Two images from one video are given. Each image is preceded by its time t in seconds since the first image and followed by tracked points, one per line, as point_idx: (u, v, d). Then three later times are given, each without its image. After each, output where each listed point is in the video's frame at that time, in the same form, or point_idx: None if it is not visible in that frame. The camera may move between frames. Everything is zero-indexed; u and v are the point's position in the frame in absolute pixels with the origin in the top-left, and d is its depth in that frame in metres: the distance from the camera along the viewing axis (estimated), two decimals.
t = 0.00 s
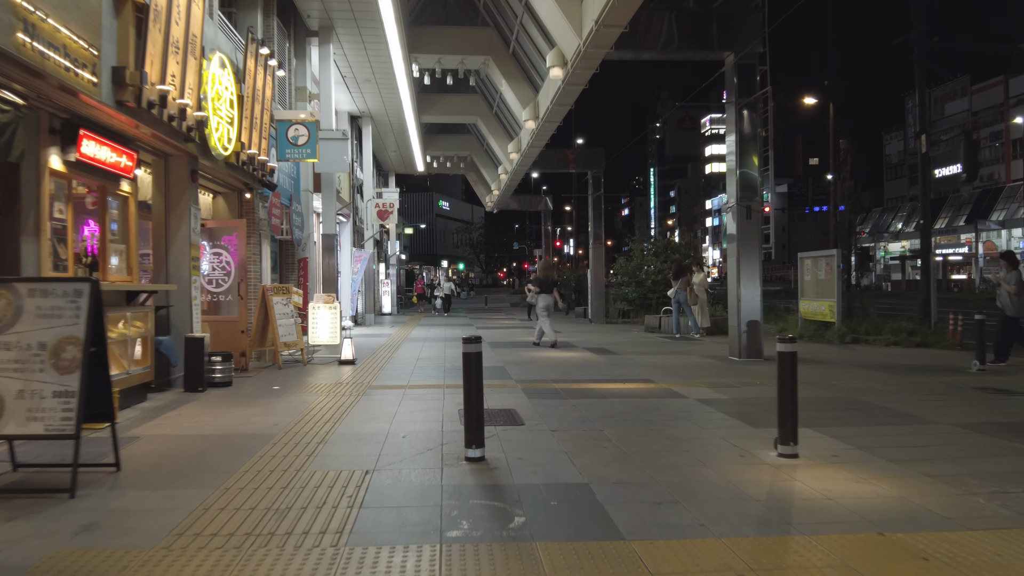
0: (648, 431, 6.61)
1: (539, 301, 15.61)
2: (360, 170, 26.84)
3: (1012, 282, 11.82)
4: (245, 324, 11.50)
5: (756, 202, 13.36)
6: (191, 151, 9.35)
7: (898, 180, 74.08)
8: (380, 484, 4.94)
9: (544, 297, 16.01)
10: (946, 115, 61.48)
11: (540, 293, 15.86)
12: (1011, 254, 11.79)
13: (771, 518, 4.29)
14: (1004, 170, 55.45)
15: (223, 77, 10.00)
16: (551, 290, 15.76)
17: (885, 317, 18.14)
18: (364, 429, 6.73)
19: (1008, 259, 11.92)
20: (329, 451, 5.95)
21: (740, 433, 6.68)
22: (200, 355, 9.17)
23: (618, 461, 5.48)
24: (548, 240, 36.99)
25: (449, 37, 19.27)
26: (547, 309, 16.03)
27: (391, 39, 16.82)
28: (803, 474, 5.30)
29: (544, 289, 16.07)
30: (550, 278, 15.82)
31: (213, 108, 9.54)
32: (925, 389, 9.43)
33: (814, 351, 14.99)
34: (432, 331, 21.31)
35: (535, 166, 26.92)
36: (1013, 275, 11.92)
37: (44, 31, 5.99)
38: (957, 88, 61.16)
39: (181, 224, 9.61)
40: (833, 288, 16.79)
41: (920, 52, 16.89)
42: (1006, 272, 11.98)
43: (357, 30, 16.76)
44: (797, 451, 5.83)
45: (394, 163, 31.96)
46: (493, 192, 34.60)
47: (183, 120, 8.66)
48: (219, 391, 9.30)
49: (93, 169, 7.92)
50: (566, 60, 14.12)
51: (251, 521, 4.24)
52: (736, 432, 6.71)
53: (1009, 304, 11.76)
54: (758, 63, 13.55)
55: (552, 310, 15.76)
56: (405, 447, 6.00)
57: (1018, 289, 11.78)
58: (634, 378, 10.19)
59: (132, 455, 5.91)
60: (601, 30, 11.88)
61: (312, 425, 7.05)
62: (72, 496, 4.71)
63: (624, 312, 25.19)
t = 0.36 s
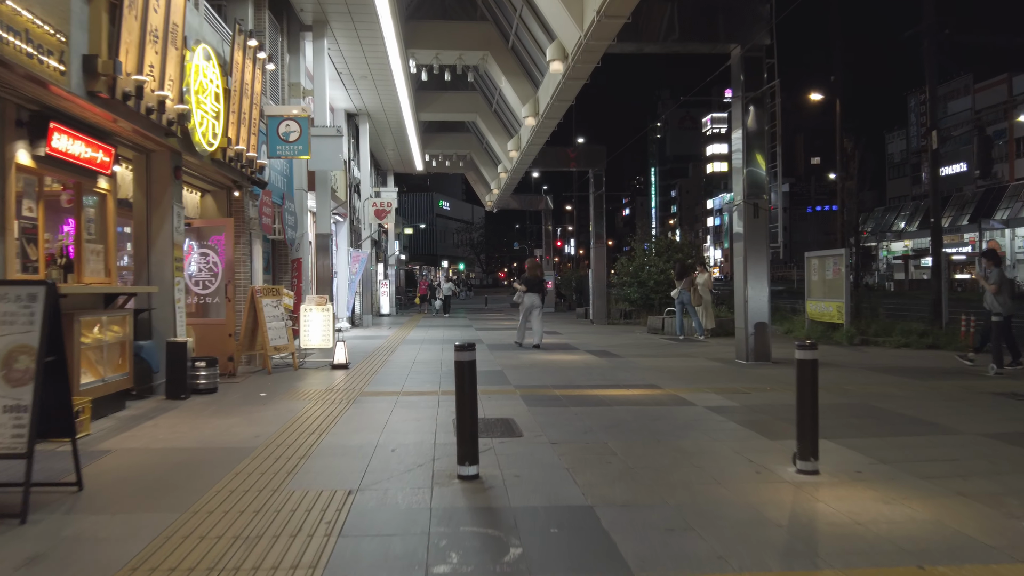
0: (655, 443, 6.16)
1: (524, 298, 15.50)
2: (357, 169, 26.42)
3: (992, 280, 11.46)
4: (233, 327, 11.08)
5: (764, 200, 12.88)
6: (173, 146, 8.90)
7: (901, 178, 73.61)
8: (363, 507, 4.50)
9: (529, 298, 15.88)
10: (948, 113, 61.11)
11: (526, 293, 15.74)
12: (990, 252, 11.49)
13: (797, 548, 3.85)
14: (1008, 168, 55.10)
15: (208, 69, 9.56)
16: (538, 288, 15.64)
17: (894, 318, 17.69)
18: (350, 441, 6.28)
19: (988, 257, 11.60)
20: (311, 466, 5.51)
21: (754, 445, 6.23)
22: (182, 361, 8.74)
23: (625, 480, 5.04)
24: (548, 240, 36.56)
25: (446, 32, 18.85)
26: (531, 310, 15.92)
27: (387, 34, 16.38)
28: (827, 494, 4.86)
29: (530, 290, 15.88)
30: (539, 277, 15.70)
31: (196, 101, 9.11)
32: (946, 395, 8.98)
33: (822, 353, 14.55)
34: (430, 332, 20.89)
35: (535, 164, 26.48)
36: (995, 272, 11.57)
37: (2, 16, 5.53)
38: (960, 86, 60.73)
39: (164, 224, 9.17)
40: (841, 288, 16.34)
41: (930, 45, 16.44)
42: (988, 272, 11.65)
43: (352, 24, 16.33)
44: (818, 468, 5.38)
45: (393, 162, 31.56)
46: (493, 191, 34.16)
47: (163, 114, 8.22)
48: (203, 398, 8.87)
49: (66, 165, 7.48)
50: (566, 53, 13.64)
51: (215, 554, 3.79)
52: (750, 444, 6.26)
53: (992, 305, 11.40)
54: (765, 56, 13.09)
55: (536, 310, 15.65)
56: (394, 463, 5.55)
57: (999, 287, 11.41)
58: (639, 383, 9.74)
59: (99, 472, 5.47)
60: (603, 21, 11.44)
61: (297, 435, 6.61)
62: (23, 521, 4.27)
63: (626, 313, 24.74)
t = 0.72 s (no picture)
0: (664, 445, 5.74)
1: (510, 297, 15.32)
2: (354, 165, 26.00)
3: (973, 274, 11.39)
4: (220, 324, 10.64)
5: (772, 192, 12.47)
6: (155, 133, 8.46)
7: (902, 177, 73.25)
8: (346, 518, 4.07)
9: (516, 294, 15.70)
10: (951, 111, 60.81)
11: (513, 290, 15.53)
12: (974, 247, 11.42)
13: (831, 567, 3.42)
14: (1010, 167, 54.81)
15: (193, 54, 9.14)
16: (524, 286, 15.44)
17: (903, 316, 17.27)
18: (337, 443, 5.86)
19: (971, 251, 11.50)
20: (292, 471, 5.09)
21: (771, 447, 5.81)
22: (164, 358, 8.32)
23: (634, 487, 4.61)
24: (548, 238, 36.14)
25: (444, 24, 18.45)
26: (519, 306, 15.79)
27: (383, 25, 15.96)
28: (855, 502, 4.44)
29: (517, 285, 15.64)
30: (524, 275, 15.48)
31: (180, 86, 8.68)
32: (966, 395, 8.56)
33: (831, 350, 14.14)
34: (428, 331, 20.46)
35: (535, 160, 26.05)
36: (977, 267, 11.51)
37: None
38: (963, 84, 60.34)
39: (146, 215, 8.75)
40: (849, 285, 15.93)
41: (941, 36, 16.00)
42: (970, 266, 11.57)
43: (347, 15, 15.90)
44: (842, 473, 4.95)
45: (391, 158, 31.13)
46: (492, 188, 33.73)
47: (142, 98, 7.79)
48: (186, 398, 8.44)
49: (39, 151, 7.04)
50: (567, 41, 13.23)
51: (176, 572, 3.37)
52: (765, 447, 5.84)
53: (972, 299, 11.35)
54: (773, 44, 12.63)
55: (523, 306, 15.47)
56: (384, 467, 5.12)
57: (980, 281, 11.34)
58: (643, 381, 9.32)
59: (63, 478, 5.04)
60: (607, 6, 10.99)
61: (280, 437, 6.19)
62: None
63: (627, 312, 24.29)
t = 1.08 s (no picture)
0: (674, 459, 5.37)
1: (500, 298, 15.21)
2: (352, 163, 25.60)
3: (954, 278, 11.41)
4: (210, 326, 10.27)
5: (780, 190, 12.08)
6: (140, 127, 8.08)
7: (905, 177, 72.87)
8: (329, 545, 3.68)
9: (504, 296, 15.60)
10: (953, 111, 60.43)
11: (502, 292, 15.43)
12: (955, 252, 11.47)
13: None
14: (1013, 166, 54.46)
15: (180, 45, 8.77)
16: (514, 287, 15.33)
17: (913, 317, 16.87)
18: (326, 456, 5.48)
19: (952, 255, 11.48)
20: (275, 489, 4.69)
21: (790, 461, 5.42)
22: (148, 363, 7.95)
23: (646, 510, 4.23)
24: (549, 239, 35.78)
25: (443, 19, 18.09)
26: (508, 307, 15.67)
27: (380, 20, 15.58)
28: (885, 524, 4.07)
29: (506, 287, 15.54)
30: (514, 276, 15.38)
31: (166, 78, 8.31)
32: (987, 401, 8.18)
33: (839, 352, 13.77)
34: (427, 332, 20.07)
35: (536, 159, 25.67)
36: (957, 272, 11.49)
37: None
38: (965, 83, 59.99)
39: (130, 212, 8.37)
40: (858, 286, 15.57)
41: (950, 31, 15.61)
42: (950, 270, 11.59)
43: (343, 9, 15.52)
44: (869, 491, 4.57)
45: (390, 157, 30.78)
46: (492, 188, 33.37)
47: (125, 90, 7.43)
48: (172, 404, 8.08)
49: (14, 144, 6.67)
50: (569, 35, 12.90)
51: None
52: (783, 460, 5.47)
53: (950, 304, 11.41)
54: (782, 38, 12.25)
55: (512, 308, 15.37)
56: (374, 484, 4.75)
57: (960, 285, 11.36)
58: (649, 386, 8.95)
59: (27, 496, 4.67)
60: None
61: (266, 448, 5.79)
62: None
63: (629, 313, 23.86)
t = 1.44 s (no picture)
0: (686, 472, 4.93)
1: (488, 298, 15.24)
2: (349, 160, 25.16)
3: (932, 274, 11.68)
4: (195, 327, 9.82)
5: (789, 185, 11.61)
6: (116, 116, 7.64)
7: (907, 176, 72.49)
8: None
9: (493, 295, 15.71)
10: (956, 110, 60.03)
11: (489, 291, 15.55)
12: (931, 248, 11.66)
13: None
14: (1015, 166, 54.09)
15: (160, 29, 8.32)
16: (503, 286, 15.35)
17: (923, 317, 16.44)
18: (307, 468, 5.04)
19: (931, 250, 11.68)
20: (246, 508, 4.25)
21: (812, 474, 4.98)
22: (124, 365, 7.51)
23: (657, 532, 3.79)
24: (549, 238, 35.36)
25: (441, 12, 17.65)
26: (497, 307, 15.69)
27: (375, 11, 15.14)
28: (927, 549, 3.63)
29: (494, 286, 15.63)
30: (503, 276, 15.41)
31: (145, 63, 7.87)
32: (1013, 405, 7.75)
33: (849, 352, 13.34)
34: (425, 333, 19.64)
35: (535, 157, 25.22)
36: (933, 267, 11.76)
37: None
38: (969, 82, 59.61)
39: (106, 207, 7.92)
40: (867, 285, 15.15)
41: (962, 22, 15.15)
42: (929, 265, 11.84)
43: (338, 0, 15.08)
44: (903, 511, 4.13)
45: (388, 155, 30.34)
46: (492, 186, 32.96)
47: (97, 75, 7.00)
48: (149, 410, 7.63)
49: None
50: (569, 25, 12.42)
51: None
52: (804, 472, 5.03)
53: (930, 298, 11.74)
54: (790, 27, 11.80)
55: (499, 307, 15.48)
56: (356, 501, 4.30)
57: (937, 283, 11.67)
58: (655, 390, 8.51)
59: None
60: None
61: (243, 459, 5.35)
62: None
63: (631, 313, 23.41)
